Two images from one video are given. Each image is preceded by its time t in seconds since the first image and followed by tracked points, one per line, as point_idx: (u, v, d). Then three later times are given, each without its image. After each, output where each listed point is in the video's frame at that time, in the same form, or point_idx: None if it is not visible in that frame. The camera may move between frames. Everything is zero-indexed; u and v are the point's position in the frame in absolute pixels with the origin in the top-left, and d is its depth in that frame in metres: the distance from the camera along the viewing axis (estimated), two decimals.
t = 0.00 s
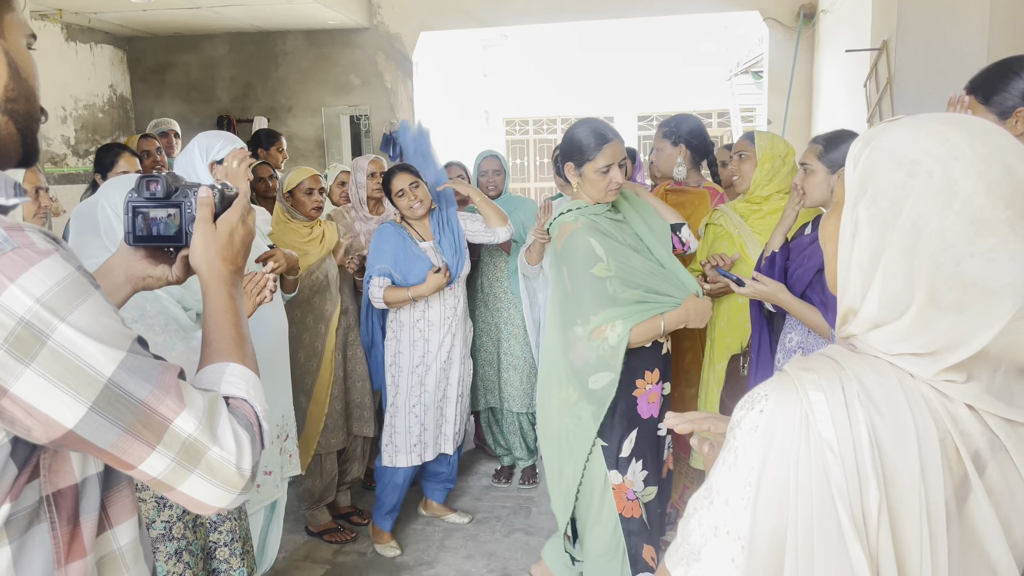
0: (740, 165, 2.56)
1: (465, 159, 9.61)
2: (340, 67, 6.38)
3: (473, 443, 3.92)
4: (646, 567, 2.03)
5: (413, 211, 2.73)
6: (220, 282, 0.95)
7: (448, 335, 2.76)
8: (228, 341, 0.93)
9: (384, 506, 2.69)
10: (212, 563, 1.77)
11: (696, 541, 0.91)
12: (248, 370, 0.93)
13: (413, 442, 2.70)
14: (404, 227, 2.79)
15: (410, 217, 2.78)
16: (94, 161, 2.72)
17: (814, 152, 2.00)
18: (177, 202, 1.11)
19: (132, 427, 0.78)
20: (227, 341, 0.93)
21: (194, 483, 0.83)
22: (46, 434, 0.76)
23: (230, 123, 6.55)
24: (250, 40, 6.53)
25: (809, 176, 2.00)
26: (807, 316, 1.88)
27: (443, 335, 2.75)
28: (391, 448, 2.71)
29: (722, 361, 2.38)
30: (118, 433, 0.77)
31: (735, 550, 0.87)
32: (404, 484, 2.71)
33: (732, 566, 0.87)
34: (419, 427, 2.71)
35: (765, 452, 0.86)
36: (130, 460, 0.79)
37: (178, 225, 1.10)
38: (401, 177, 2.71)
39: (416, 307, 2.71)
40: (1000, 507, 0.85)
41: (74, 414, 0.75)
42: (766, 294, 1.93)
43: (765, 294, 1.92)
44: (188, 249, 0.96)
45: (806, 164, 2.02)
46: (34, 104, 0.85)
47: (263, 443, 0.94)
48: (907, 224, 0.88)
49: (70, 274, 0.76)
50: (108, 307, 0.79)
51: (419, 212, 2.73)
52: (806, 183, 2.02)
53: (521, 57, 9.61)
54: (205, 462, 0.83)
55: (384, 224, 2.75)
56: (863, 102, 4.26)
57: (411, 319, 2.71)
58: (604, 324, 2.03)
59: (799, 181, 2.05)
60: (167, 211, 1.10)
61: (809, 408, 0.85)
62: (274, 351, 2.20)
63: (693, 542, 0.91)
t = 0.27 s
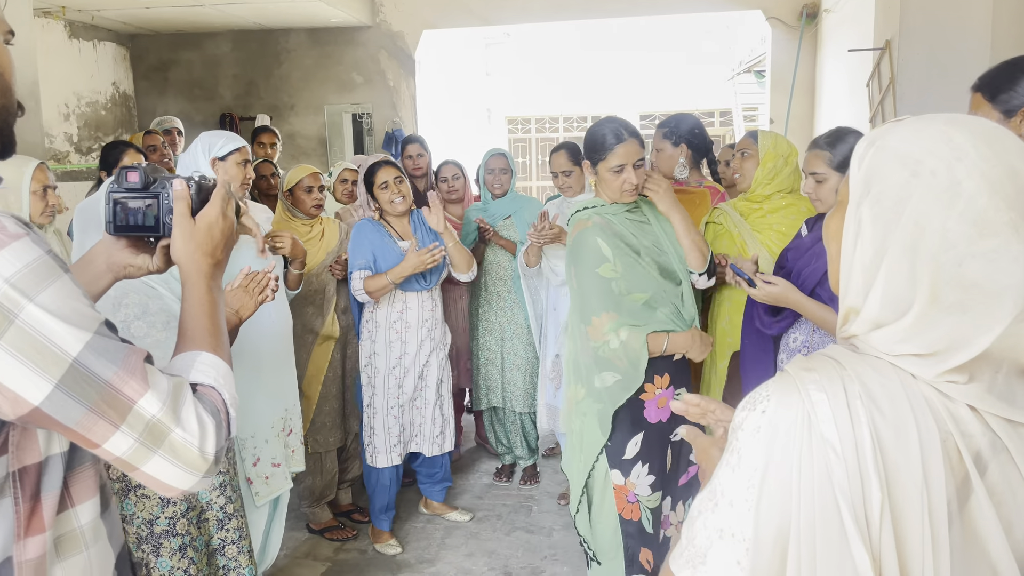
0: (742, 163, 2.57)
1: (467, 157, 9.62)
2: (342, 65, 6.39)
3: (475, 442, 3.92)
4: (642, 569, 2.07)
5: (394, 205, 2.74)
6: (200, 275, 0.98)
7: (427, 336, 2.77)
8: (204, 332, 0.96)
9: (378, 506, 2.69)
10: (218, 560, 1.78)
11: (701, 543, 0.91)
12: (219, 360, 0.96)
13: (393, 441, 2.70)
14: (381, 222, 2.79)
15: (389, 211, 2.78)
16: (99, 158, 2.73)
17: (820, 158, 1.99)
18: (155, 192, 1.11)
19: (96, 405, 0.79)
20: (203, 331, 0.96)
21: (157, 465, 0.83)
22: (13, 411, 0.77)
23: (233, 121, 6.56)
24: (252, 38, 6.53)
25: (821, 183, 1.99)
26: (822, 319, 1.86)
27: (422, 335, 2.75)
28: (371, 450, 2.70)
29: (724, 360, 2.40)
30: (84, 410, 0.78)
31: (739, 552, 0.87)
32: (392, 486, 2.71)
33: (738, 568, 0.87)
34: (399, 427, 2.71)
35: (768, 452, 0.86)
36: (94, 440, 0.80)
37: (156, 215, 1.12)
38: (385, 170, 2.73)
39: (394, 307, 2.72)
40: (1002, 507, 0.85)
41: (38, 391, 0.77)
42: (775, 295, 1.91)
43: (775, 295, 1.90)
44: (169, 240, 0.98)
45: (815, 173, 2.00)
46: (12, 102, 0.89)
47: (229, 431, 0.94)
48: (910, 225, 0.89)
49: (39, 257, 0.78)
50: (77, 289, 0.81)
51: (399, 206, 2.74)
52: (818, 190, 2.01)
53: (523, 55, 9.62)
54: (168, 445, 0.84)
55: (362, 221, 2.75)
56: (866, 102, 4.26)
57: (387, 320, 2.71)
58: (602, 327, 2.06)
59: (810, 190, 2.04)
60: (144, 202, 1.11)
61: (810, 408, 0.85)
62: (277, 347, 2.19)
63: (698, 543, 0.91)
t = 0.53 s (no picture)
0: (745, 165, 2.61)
1: (469, 157, 9.62)
2: (345, 65, 6.39)
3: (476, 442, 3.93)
4: (616, 562, 2.09)
5: (384, 206, 2.74)
6: (182, 274, 1.01)
7: (415, 339, 2.77)
8: (182, 331, 0.98)
9: (376, 506, 2.70)
10: (215, 561, 1.77)
11: (704, 544, 0.91)
12: (195, 359, 0.98)
13: (384, 445, 2.70)
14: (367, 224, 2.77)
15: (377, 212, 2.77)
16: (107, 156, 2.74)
17: (824, 163, 1.98)
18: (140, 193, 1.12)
19: (67, 402, 0.81)
20: (183, 330, 0.98)
21: (128, 460, 0.86)
22: None
23: (236, 121, 6.56)
24: (255, 38, 6.54)
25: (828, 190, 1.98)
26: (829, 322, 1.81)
27: (410, 338, 2.76)
28: (362, 454, 2.70)
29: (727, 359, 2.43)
30: (56, 407, 0.81)
31: (741, 555, 0.88)
32: (387, 486, 2.73)
33: (740, 569, 0.88)
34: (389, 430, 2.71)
35: (771, 454, 0.86)
36: (64, 435, 0.82)
37: (141, 216, 1.12)
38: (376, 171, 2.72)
39: (382, 309, 2.71)
40: (1004, 510, 0.86)
41: (11, 387, 0.79)
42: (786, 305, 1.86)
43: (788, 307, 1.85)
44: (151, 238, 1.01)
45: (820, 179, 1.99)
46: None
47: (201, 428, 0.96)
48: (916, 230, 0.89)
49: (12, 258, 0.81)
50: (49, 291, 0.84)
51: (389, 207, 2.74)
52: (825, 197, 1.99)
53: (526, 56, 9.61)
54: (138, 440, 0.86)
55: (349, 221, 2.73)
56: (869, 103, 4.25)
57: (375, 322, 2.70)
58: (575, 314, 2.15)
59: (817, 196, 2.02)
60: (129, 203, 1.12)
61: (815, 412, 0.85)
62: (276, 347, 2.19)
63: (700, 545, 0.92)
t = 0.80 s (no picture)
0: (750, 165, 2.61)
1: (471, 157, 9.64)
2: (348, 65, 6.40)
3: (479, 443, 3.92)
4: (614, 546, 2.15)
5: (382, 207, 2.74)
6: (175, 269, 1.00)
7: (414, 340, 2.77)
8: (174, 326, 0.99)
9: (378, 507, 2.70)
10: (208, 565, 1.75)
11: (711, 543, 0.91)
12: (188, 356, 0.99)
13: (385, 447, 2.70)
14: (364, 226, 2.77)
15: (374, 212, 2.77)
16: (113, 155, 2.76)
17: (832, 164, 1.98)
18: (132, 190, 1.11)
19: (66, 398, 0.83)
20: (174, 326, 0.99)
21: (122, 455, 0.88)
22: None
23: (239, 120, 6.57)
24: (258, 38, 6.54)
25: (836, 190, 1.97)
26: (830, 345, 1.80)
27: (410, 339, 2.76)
28: (362, 456, 2.69)
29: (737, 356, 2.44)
30: (54, 403, 0.82)
31: (750, 554, 0.87)
32: (389, 486, 2.74)
33: (748, 568, 0.87)
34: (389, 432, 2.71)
35: (780, 452, 0.86)
36: (60, 431, 0.83)
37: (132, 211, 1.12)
38: (374, 172, 2.74)
39: (382, 311, 2.70)
40: (1012, 509, 0.85)
41: (9, 382, 0.80)
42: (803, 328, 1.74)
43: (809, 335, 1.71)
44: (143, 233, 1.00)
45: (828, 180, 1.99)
46: None
47: (193, 423, 0.98)
48: (924, 227, 0.88)
49: (12, 256, 0.82)
50: (47, 289, 0.85)
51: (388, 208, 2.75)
52: (832, 198, 1.98)
53: (528, 56, 9.61)
54: (131, 436, 0.88)
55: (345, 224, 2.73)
56: (872, 103, 4.24)
57: (375, 324, 2.69)
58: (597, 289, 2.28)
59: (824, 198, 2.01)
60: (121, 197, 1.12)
61: (822, 410, 0.85)
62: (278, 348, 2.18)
63: (709, 544, 0.91)
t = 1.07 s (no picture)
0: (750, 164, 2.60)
1: (471, 157, 9.65)
2: (347, 65, 6.40)
3: (479, 443, 3.92)
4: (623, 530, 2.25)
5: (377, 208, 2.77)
6: (178, 269, 0.97)
7: (412, 340, 2.78)
8: (181, 328, 0.96)
9: (378, 507, 2.70)
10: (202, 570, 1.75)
11: (710, 540, 0.89)
12: (198, 356, 0.96)
13: (386, 448, 2.70)
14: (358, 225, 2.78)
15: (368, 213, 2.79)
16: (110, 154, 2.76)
17: (845, 162, 1.98)
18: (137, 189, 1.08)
19: (84, 400, 0.79)
20: (180, 328, 0.96)
21: (138, 458, 0.84)
22: (1, 404, 0.77)
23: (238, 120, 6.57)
24: (258, 38, 6.54)
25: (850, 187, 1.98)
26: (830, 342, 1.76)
27: (409, 340, 2.77)
28: (363, 458, 2.68)
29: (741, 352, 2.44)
30: (73, 405, 0.79)
31: (749, 551, 0.87)
32: (389, 487, 2.73)
33: (746, 566, 0.87)
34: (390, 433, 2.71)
35: (780, 451, 0.86)
36: (77, 434, 0.80)
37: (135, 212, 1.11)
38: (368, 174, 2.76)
39: (381, 311, 2.71)
40: (1012, 508, 0.85)
41: (27, 386, 0.76)
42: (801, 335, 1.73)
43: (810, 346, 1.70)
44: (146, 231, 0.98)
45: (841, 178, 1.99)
46: None
47: (206, 424, 0.95)
48: (922, 225, 0.89)
49: (29, 258, 0.79)
50: (66, 290, 0.82)
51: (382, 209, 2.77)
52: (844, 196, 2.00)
53: (528, 57, 9.62)
54: (149, 438, 0.85)
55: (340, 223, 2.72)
56: (871, 103, 4.25)
57: (374, 324, 2.70)
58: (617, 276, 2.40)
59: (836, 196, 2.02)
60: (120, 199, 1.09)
61: (822, 409, 0.85)
62: (280, 347, 2.20)
63: (708, 540, 0.90)
